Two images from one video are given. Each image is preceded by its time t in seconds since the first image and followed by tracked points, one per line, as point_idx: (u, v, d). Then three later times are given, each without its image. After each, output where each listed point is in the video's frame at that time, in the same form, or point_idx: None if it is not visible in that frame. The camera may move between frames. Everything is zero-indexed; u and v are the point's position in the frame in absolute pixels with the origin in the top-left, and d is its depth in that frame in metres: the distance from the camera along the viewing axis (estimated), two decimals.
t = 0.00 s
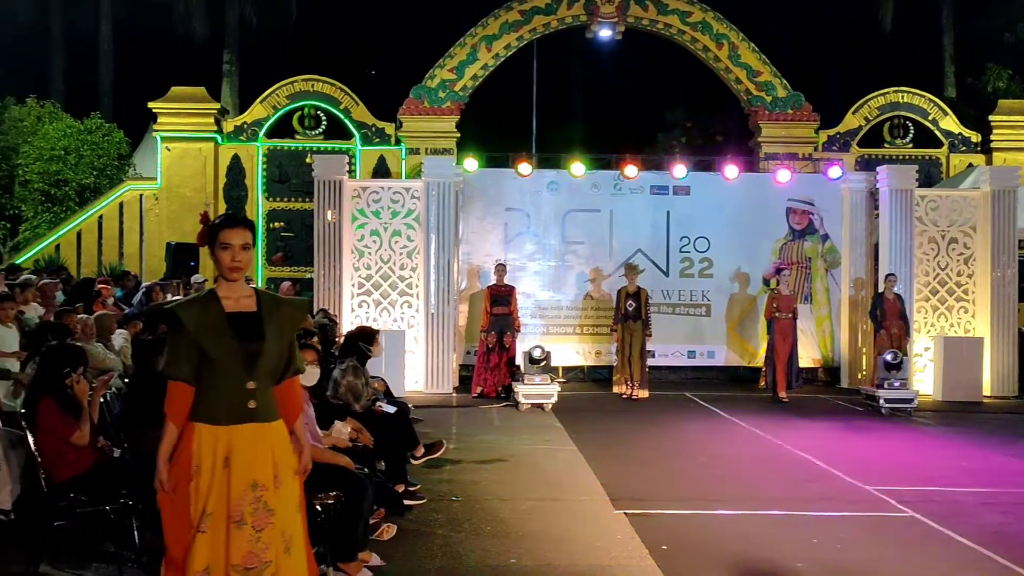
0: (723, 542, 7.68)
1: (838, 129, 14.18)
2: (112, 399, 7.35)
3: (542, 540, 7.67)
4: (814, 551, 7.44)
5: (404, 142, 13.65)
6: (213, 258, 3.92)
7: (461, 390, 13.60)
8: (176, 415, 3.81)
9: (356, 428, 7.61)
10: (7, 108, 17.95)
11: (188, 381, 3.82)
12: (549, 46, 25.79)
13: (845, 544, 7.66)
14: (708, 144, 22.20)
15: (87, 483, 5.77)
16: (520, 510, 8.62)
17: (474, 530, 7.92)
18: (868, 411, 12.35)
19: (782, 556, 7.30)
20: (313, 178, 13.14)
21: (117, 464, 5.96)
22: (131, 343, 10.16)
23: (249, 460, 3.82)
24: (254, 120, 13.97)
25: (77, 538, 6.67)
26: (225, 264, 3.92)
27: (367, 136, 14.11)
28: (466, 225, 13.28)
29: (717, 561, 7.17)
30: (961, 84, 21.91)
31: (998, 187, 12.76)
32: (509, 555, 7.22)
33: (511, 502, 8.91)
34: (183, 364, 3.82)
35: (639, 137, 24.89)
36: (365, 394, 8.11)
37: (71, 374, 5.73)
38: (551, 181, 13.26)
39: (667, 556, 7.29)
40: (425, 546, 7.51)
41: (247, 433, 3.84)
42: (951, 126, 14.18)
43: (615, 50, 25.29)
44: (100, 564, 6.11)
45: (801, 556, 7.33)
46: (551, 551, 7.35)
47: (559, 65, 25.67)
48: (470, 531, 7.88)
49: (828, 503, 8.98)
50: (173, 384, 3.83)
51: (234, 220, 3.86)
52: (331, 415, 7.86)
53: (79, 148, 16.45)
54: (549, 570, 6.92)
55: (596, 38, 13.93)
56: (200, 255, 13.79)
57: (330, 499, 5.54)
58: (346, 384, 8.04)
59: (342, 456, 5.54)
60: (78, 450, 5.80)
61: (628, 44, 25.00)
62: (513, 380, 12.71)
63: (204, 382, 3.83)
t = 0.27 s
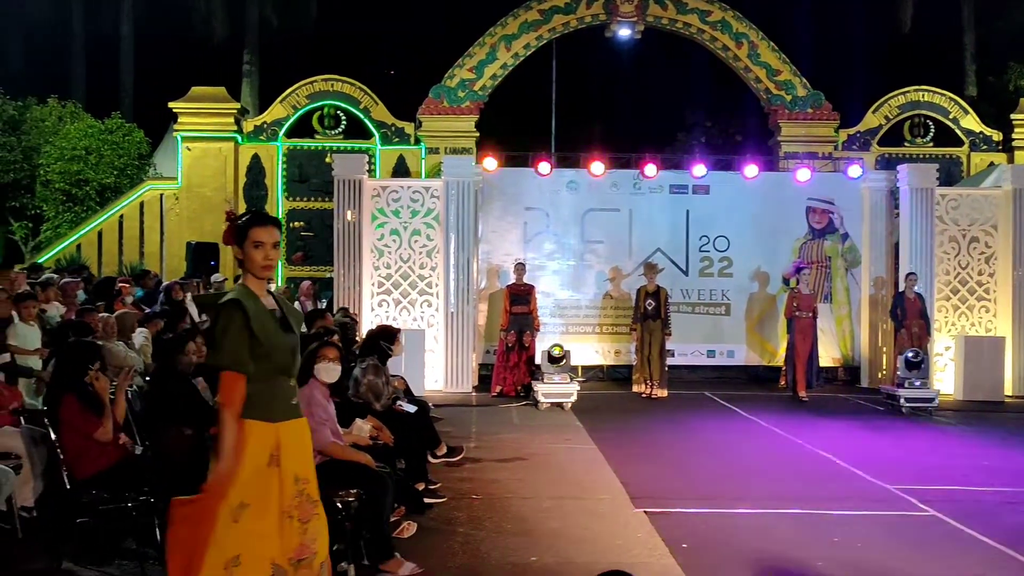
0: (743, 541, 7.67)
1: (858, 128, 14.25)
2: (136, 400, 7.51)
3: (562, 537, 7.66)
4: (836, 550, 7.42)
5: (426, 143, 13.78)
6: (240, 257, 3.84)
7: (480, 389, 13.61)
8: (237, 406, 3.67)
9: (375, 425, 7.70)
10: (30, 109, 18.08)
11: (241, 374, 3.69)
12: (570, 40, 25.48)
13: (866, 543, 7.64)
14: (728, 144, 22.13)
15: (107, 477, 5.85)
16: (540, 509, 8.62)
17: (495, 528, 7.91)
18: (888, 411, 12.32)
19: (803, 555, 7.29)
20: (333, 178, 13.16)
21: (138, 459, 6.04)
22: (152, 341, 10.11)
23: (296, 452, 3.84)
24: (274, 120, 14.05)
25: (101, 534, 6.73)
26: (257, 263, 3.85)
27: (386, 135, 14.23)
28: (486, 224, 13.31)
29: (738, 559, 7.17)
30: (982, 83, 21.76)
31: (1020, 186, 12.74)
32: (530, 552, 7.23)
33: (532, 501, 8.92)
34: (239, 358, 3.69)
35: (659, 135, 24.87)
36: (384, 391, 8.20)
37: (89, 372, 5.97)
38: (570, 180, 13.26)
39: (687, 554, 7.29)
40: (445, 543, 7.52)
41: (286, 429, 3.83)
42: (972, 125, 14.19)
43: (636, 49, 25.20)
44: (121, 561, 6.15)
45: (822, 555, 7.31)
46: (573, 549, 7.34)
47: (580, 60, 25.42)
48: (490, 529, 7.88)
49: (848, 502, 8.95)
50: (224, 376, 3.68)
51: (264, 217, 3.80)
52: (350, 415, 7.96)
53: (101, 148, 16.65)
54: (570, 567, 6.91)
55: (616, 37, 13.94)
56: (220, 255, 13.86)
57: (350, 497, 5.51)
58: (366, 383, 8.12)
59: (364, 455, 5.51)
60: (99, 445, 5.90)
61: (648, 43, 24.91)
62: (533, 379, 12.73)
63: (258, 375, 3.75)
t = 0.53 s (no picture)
0: (756, 539, 7.66)
1: (871, 128, 14.27)
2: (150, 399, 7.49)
3: (575, 535, 7.65)
4: (849, 549, 7.41)
5: (438, 142, 13.80)
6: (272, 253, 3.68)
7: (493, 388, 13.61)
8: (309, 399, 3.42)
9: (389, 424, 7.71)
10: (44, 108, 18.14)
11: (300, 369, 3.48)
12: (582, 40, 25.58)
13: (880, 541, 7.63)
14: (741, 144, 22.10)
15: (120, 475, 5.94)
16: (553, 507, 8.62)
17: (507, 526, 7.91)
18: (901, 409, 12.32)
19: (817, 553, 7.28)
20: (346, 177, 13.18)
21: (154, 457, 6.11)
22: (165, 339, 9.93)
23: (333, 456, 3.59)
24: (287, 119, 14.08)
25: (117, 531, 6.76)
26: (289, 262, 3.72)
27: (399, 135, 14.23)
28: (499, 223, 13.33)
29: (750, 557, 7.16)
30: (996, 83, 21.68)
31: None
32: (542, 549, 7.21)
33: (545, 499, 8.91)
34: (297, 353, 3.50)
35: (671, 134, 24.82)
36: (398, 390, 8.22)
37: (98, 369, 6.12)
38: (583, 179, 13.27)
39: (699, 552, 7.28)
40: (458, 541, 7.51)
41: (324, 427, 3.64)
42: (986, 124, 14.19)
43: (647, 48, 25.18)
44: (134, 558, 6.19)
45: (836, 554, 7.29)
46: (587, 546, 7.32)
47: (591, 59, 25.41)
48: (504, 527, 7.87)
49: (861, 501, 8.94)
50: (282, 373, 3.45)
51: (302, 215, 3.69)
52: (364, 412, 7.96)
53: (113, 147, 16.76)
54: (584, 564, 6.90)
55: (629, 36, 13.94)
56: (233, 254, 13.89)
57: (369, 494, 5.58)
58: (379, 381, 8.16)
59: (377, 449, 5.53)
60: (112, 443, 6.00)
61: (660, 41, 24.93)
62: (546, 378, 12.74)
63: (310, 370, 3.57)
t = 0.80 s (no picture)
0: (772, 539, 7.64)
1: (887, 127, 14.16)
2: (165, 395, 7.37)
3: (590, 535, 7.66)
4: (866, 549, 7.39)
5: (453, 142, 13.82)
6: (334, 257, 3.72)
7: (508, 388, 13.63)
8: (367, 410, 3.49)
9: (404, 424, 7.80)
10: (62, 109, 18.25)
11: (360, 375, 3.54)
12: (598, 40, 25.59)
13: (896, 541, 7.61)
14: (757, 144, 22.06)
15: (141, 473, 5.96)
16: (569, 506, 8.62)
17: (523, 525, 7.91)
18: (917, 409, 12.25)
19: (834, 553, 7.26)
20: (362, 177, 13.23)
21: (173, 455, 6.15)
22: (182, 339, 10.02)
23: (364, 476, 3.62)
24: (303, 119, 14.14)
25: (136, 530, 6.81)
26: (354, 266, 3.74)
27: (415, 135, 14.27)
28: (515, 223, 13.34)
29: (766, 557, 7.15)
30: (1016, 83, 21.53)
31: None
32: (558, 548, 7.21)
33: (560, 499, 8.91)
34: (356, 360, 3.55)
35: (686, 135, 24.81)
36: (414, 388, 8.44)
37: (111, 367, 6.07)
38: (599, 179, 13.26)
39: (716, 552, 7.27)
40: (474, 540, 7.52)
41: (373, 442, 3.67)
42: (1003, 123, 14.18)
43: (663, 47, 25.13)
44: (151, 555, 6.24)
45: (851, 553, 7.28)
46: (602, 545, 7.32)
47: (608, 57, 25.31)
48: (518, 526, 7.88)
49: (877, 501, 8.91)
50: (344, 376, 3.51)
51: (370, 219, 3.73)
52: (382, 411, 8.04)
53: (131, 147, 16.87)
54: (599, 563, 6.90)
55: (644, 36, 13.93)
56: (249, 253, 13.94)
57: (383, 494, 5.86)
58: (396, 380, 8.37)
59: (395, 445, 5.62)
60: (131, 440, 6.04)
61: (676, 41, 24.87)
62: (561, 378, 12.73)
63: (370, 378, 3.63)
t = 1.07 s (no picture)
0: (783, 539, 7.64)
1: (898, 126, 14.16)
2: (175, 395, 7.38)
3: (600, 534, 7.66)
4: (877, 549, 7.38)
5: (462, 142, 13.83)
6: (412, 255, 3.71)
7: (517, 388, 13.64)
8: (412, 415, 3.48)
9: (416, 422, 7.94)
10: (73, 110, 18.32)
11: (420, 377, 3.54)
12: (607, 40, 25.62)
13: (907, 541, 7.59)
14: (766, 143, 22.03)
15: (152, 471, 5.93)
16: (579, 506, 8.62)
17: (533, 525, 7.91)
18: (928, 409, 12.22)
19: (844, 553, 7.25)
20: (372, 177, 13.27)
21: (184, 454, 6.12)
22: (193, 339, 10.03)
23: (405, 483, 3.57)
24: (313, 119, 14.18)
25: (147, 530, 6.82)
26: (430, 266, 3.73)
27: (424, 135, 14.31)
28: (524, 223, 13.34)
29: (777, 557, 7.14)
30: None
31: None
32: (568, 548, 7.21)
33: (570, 498, 8.91)
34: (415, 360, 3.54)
35: (695, 134, 24.78)
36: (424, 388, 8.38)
37: (118, 366, 6.03)
38: (609, 179, 13.28)
39: (727, 552, 7.26)
40: (484, 539, 7.53)
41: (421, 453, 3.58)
42: (1016, 122, 14.07)
43: (672, 47, 25.10)
44: (162, 555, 6.26)
45: (863, 554, 7.26)
46: (612, 545, 7.32)
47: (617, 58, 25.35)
48: (528, 526, 7.88)
49: (888, 501, 8.88)
50: (402, 376, 3.52)
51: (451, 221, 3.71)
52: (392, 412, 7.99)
53: (142, 148, 16.95)
54: (609, 562, 6.90)
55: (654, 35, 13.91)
56: (259, 253, 13.97)
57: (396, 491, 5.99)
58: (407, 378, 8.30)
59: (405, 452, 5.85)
60: (142, 438, 6.00)
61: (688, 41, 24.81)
62: (570, 378, 12.73)
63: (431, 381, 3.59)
